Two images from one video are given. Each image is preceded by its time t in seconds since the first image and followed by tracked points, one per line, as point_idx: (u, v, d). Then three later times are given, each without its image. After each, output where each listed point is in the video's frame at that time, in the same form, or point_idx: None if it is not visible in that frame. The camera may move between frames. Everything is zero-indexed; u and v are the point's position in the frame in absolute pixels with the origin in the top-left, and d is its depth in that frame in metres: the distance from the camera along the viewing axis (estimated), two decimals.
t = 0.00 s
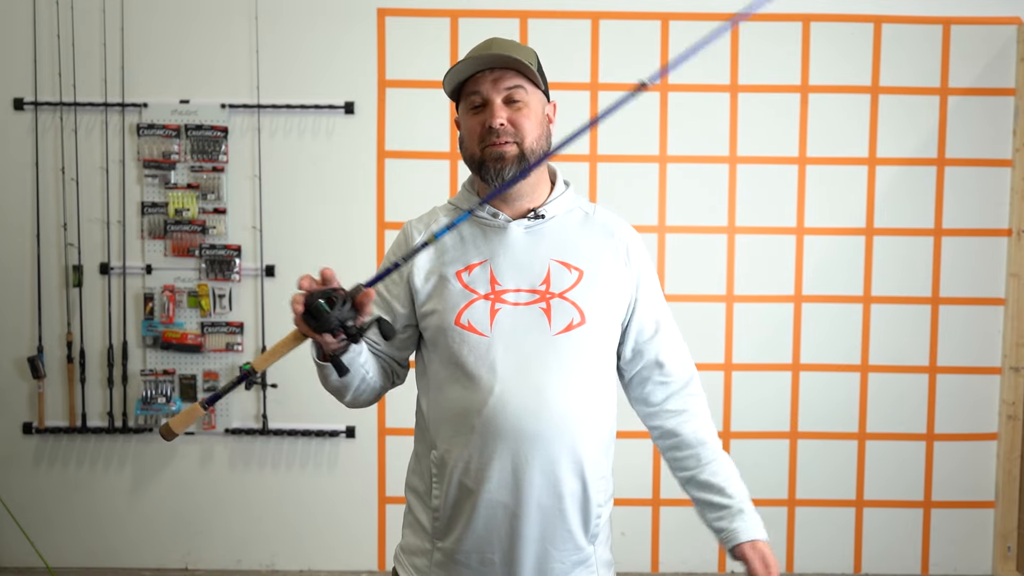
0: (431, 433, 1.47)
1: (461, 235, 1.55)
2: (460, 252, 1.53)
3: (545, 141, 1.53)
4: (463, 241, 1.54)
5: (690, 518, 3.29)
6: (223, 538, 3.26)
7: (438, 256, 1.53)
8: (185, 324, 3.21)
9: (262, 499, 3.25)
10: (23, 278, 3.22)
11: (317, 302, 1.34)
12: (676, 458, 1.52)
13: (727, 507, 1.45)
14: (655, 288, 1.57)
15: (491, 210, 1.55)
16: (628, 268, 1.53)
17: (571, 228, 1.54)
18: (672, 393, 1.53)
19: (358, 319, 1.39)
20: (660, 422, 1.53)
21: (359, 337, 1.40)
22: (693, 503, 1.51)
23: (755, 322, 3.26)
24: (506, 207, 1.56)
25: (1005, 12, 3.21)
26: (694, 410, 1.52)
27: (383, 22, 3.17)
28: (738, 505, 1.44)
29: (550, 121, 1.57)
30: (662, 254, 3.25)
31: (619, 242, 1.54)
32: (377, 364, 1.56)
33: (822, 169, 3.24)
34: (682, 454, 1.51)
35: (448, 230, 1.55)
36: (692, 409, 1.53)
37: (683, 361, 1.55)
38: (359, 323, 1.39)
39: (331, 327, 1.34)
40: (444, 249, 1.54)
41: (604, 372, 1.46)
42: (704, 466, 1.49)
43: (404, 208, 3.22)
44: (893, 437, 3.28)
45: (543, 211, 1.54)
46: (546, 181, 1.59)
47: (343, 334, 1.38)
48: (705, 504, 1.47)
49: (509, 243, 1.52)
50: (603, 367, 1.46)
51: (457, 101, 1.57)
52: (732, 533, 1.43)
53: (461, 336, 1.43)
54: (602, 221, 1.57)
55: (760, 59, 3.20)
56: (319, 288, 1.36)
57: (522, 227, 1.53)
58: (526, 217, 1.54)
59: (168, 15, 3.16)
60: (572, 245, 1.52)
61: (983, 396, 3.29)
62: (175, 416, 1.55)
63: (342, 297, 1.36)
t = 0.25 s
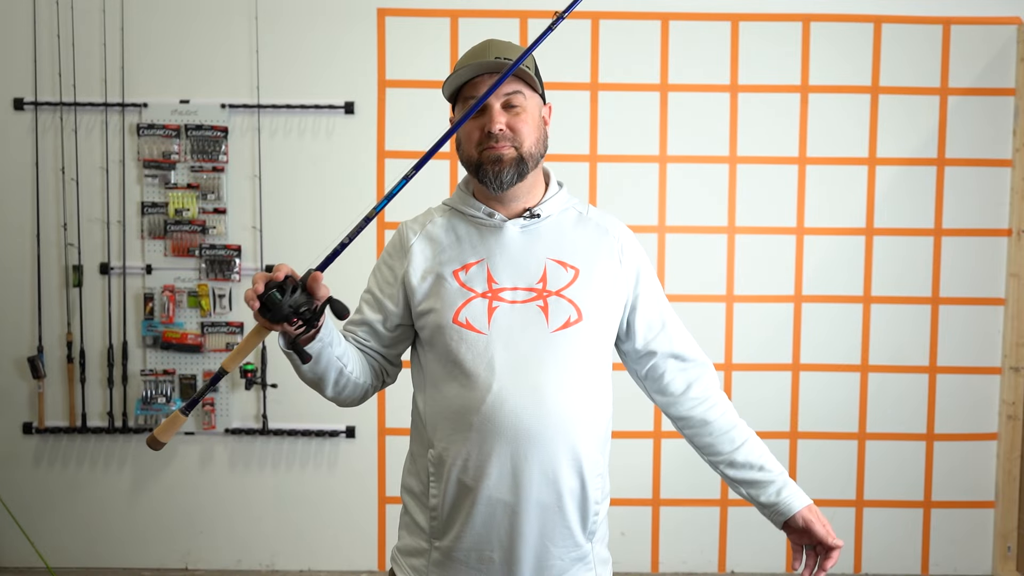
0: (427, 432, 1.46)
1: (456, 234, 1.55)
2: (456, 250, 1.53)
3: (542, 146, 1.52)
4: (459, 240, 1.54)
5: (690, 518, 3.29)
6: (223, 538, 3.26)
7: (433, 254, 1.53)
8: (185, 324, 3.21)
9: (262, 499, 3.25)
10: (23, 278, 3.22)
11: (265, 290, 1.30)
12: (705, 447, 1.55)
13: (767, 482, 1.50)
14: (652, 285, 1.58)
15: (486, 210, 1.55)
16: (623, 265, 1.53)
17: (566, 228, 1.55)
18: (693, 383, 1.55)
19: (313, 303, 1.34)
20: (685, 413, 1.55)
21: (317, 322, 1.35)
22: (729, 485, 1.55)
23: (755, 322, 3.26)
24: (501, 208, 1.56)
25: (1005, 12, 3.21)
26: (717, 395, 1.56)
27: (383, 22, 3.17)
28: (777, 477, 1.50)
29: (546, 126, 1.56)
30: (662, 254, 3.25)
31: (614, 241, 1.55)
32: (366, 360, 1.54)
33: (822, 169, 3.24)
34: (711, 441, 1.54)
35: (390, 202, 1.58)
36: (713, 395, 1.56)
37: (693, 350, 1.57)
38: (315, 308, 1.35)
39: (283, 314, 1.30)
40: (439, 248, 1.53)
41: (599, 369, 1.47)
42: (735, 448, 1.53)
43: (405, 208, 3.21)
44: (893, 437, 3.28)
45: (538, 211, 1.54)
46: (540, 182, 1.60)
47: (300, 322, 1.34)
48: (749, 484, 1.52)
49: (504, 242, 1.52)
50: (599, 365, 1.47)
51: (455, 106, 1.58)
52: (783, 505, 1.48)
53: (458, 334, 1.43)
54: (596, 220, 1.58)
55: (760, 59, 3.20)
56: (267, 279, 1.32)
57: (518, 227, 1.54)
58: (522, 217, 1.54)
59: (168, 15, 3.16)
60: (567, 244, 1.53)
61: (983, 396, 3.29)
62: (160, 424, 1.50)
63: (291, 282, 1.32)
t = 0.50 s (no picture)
0: (427, 434, 1.45)
1: (452, 235, 1.53)
2: (452, 251, 1.51)
3: (541, 146, 1.53)
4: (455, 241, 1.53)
5: (690, 518, 3.29)
6: (223, 538, 3.26)
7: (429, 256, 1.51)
8: (185, 324, 3.21)
9: (262, 498, 3.26)
10: (23, 278, 3.22)
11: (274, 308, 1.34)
12: (683, 446, 1.58)
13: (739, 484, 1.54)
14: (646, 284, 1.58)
15: (481, 210, 1.54)
16: (617, 265, 1.53)
17: (561, 228, 1.54)
18: (677, 384, 1.57)
19: (322, 322, 1.38)
20: (667, 413, 1.57)
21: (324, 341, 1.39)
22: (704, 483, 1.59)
23: (754, 322, 3.26)
24: (497, 208, 1.55)
25: (1005, 12, 3.21)
26: (700, 397, 1.58)
27: (383, 22, 3.17)
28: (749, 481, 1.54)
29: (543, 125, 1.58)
30: (661, 254, 3.25)
31: (610, 240, 1.55)
32: (363, 365, 1.55)
33: (822, 169, 3.24)
34: (689, 442, 1.57)
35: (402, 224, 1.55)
36: (696, 397, 1.58)
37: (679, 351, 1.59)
38: (323, 327, 1.38)
39: (293, 332, 1.34)
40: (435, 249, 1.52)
41: (598, 368, 1.48)
42: (713, 451, 1.56)
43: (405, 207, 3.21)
44: (893, 437, 3.28)
45: (535, 211, 1.54)
46: (536, 182, 1.58)
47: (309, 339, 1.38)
48: (724, 486, 1.55)
49: (502, 242, 1.51)
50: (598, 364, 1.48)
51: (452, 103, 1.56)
52: (756, 507, 1.53)
53: (459, 336, 1.43)
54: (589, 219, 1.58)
55: (760, 60, 3.20)
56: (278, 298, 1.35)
57: (515, 227, 1.53)
58: (519, 217, 1.53)
59: (168, 15, 3.16)
60: (564, 243, 1.53)
61: (983, 396, 3.29)
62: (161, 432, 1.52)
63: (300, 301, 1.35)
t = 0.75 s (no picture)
0: (425, 438, 1.45)
1: (446, 236, 1.54)
2: (448, 254, 1.53)
3: (532, 141, 1.53)
4: (450, 242, 1.54)
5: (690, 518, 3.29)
6: (223, 538, 3.26)
7: (423, 258, 1.52)
8: (185, 324, 3.21)
9: (262, 499, 3.25)
10: (23, 278, 3.22)
11: (349, 334, 1.34)
12: (634, 454, 1.60)
13: (665, 511, 1.56)
14: (637, 285, 1.59)
15: (474, 210, 1.55)
16: (612, 266, 1.55)
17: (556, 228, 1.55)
18: (640, 394, 1.59)
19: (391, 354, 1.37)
20: (624, 417, 1.60)
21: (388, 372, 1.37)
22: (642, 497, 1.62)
23: (754, 322, 3.26)
24: (490, 208, 1.58)
25: (1005, 12, 3.21)
26: (660, 413, 1.59)
27: (383, 22, 3.17)
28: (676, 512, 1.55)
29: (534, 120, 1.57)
30: (661, 254, 3.25)
31: (604, 240, 1.56)
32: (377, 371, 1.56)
33: (822, 169, 3.24)
34: (641, 452, 1.59)
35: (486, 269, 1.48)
36: (658, 411, 1.59)
37: (653, 364, 1.59)
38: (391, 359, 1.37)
39: (362, 359, 1.34)
40: (429, 251, 1.53)
41: (594, 371, 1.48)
42: (658, 469, 1.58)
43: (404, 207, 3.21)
44: (893, 437, 3.28)
45: (529, 211, 1.57)
46: (529, 181, 1.62)
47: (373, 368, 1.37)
48: (653, 503, 1.58)
49: (496, 244, 1.53)
50: (594, 366, 1.48)
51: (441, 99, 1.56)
52: (667, 535, 1.54)
53: (455, 341, 1.42)
54: (584, 219, 1.58)
55: (760, 59, 3.20)
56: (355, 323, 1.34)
57: (510, 229, 1.55)
58: (513, 217, 1.56)
59: (168, 15, 3.16)
60: (559, 245, 1.53)
61: (983, 395, 3.29)
62: (191, 441, 1.44)
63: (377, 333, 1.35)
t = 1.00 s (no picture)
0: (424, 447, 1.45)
1: (439, 246, 1.50)
2: (441, 266, 1.49)
3: (528, 156, 1.49)
4: (443, 252, 1.50)
5: (690, 517, 3.29)
6: (222, 538, 3.26)
7: (417, 270, 1.49)
8: (185, 324, 3.21)
9: (262, 499, 3.25)
10: (23, 278, 3.22)
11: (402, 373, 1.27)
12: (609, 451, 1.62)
13: (622, 514, 1.57)
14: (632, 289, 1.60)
15: (468, 220, 1.50)
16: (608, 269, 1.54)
17: (553, 232, 1.52)
18: (616, 393, 1.59)
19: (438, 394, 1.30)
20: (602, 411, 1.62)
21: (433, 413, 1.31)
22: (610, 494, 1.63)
23: (755, 322, 3.26)
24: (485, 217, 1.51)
25: (1006, 12, 3.21)
26: (633, 415, 1.59)
27: (383, 23, 3.17)
28: (631, 517, 1.56)
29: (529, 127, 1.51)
30: (662, 254, 3.25)
31: (601, 244, 1.55)
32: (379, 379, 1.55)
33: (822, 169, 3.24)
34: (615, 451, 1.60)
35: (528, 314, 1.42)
36: (632, 413, 1.59)
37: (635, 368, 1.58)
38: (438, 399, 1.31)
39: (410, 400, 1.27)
40: (423, 262, 1.49)
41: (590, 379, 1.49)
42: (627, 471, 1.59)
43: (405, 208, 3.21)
44: (893, 437, 3.28)
45: (524, 218, 1.50)
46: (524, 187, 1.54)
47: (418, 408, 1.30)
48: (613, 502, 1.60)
49: (491, 254, 1.49)
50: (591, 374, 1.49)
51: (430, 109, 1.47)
52: (616, 538, 1.56)
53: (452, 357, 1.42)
54: (583, 221, 1.56)
55: (760, 59, 3.20)
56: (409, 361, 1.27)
57: (504, 237, 1.50)
58: (508, 226, 1.50)
59: (168, 15, 3.16)
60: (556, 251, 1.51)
61: (983, 395, 3.29)
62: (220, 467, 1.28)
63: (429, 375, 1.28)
